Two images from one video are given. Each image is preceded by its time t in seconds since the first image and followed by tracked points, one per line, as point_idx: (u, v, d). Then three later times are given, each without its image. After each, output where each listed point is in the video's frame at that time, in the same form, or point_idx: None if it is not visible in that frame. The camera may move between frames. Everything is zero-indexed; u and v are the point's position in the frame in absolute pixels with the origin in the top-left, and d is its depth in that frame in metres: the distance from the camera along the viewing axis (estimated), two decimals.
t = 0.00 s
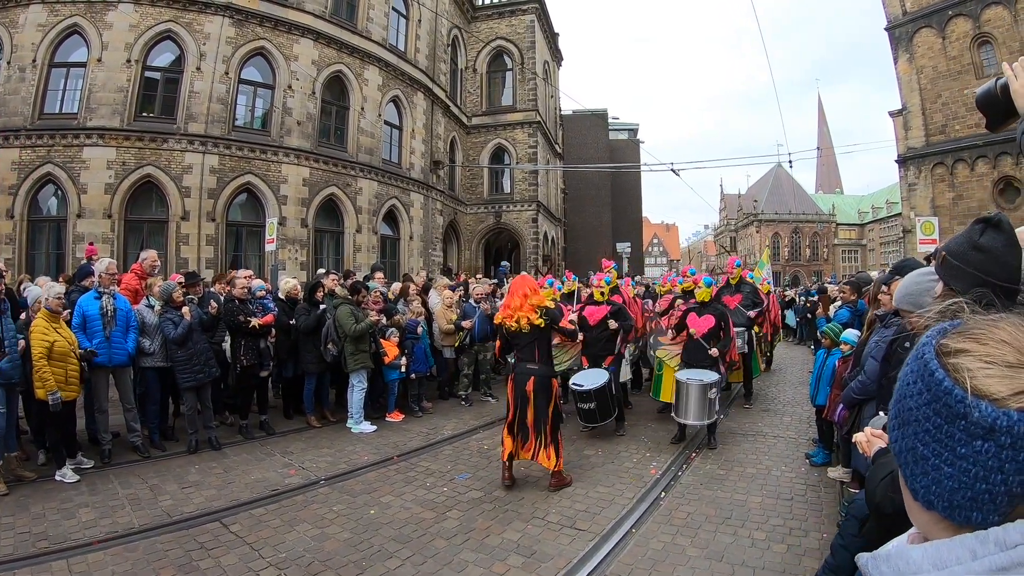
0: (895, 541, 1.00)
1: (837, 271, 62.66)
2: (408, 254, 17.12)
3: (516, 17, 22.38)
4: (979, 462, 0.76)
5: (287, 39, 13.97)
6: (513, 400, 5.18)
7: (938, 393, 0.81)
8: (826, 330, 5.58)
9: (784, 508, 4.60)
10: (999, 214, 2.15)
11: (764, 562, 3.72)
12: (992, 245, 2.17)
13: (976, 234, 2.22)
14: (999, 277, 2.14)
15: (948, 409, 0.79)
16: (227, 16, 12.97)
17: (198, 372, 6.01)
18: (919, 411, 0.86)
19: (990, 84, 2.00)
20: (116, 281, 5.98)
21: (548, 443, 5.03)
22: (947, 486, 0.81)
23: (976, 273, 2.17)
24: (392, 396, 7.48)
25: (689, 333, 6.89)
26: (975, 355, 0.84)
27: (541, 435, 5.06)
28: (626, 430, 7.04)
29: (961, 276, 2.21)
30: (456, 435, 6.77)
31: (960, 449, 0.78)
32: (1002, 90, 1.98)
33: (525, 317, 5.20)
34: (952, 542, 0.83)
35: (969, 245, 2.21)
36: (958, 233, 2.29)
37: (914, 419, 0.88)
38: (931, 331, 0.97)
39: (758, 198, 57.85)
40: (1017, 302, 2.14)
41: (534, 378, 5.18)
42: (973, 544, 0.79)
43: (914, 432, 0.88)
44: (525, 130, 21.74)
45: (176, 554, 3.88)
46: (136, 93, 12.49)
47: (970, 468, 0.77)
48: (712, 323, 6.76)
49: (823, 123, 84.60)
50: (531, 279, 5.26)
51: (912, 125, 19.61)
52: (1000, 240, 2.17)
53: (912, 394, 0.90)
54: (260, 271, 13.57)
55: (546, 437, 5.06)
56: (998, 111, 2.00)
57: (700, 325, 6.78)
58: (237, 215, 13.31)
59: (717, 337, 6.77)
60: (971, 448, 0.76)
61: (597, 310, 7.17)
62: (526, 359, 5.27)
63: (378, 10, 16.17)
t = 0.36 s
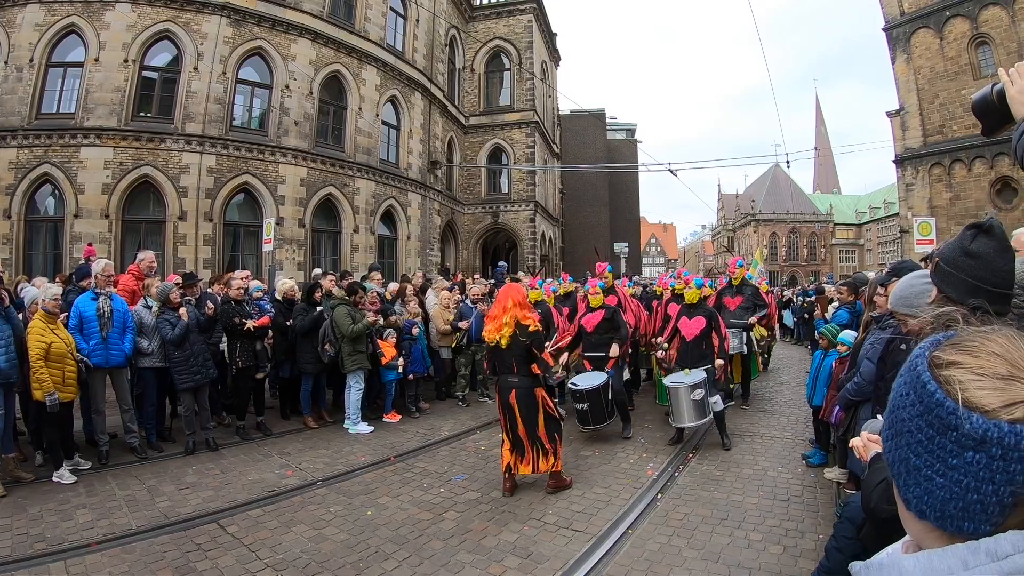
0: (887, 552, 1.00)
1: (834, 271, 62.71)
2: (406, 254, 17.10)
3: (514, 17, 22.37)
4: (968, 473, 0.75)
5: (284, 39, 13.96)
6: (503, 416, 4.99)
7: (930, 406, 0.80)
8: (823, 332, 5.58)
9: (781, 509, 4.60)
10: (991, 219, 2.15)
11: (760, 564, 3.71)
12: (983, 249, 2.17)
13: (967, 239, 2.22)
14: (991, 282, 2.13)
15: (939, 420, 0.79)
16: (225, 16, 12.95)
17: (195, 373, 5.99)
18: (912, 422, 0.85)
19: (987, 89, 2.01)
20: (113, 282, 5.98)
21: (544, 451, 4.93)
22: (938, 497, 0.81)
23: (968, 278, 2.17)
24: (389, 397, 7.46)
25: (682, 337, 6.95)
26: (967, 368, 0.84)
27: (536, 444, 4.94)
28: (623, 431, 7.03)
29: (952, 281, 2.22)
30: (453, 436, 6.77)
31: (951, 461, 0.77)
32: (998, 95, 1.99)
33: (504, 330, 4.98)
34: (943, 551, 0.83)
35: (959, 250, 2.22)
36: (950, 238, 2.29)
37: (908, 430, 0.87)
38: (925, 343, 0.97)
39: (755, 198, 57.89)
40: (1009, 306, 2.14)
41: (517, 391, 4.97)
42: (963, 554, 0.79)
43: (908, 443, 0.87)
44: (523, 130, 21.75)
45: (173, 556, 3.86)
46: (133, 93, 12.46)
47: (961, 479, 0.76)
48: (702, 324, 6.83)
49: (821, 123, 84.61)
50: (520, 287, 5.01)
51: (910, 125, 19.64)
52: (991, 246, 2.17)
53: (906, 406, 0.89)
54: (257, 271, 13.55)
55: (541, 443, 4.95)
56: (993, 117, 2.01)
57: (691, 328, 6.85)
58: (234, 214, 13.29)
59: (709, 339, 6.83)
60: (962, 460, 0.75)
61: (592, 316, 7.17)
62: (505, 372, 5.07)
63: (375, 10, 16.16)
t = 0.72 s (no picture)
0: None
1: (830, 271, 62.86)
2: (402, 254, 17.07)
3: (511, 17, 22.36)
4: (996, 497, 0.75)
5: (281, 39, 13.93)
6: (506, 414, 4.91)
7: (962, 430, 0.78)
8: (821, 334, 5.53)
9: (778, 512, 4.60)
10: (996, 230, 2.14)
11: (757, 567, 3.71)
12: (987, 260, 2.16)
13: (971, 248, 2.21)
14: (993, 293, 2.13)
15: (968, 443, 0.77)
16: (221, 16, 12.91)
17: (191, 376, 5.95)
18: (939, 444, 0.83)
19: (991, 98, 2.00)
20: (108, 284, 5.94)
21: (541, 459, 4.74)
22: (966, 520, 0.80)
23: (970, 288, 2.16)
24: (385, 399, 7.45)
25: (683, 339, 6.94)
26: (998, 391, 0.82)
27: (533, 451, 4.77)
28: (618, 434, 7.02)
29: (954, 290, 2.21)
30: (450, 439, 6.75)
31: (979, 485, 0.77)
32: (1002, 104, 1.97)
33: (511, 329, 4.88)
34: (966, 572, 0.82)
35: (964, 259, 2.21)
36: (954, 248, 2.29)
37: (934, 452, 0.85)
38: (951, 363, 0.94)
39: (752, 198, 57.97)
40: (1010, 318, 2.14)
41: (522, 389, 4.86)
42: None
43: (932, 463, 0.85)
44: (520, 130, 21.74)
45: (170, 561, 3.84)
46: (129, 93, 12.42)
47: (989, 503, 0.76)
48: (701, 325, 6.82)
49: (818, 124, 84.81)
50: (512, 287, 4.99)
51: (906, 126, 19.68)
52: (995, 256, 2.17)
53: (932, 426, 0.87)
54: (253, 272, 13.51)
55: (539, 451, 4.77)
56: (998, 125, 2.00)
57: (691, 329, 6.85)
58: (231, 215, 13.25)
59: (710, 338, 6.83)
60: (990, 484, 0.75)
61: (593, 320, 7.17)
62: (512, 369, 4.99)
63: (372, 10, 16.14)
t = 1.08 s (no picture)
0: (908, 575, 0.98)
1: (828, 272, 62.93)
2: (399, 255, 17.05)
3: (509, 17, 22.37)
4: (1001, 503, 0.74)
5: (278, 39, 13.91)
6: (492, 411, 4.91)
7: (965, 436, 0.78)
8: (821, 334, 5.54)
9: (776, 513, 4.60)
10: (998, 234, 2.13)
11: (756, 569, 3.71)
12: (990, 263, 2.16)
13: (973, 251, 2.21)
14: (996, 297, 2.13)
15: (973, 450, 0.77)
16: (218, 16, 12.90)
17: (188, 377, 5.93)
18: (943, 450, 0.83)
19: (992, 102, 1.99)
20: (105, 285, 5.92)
21: (518, 461, 4.69)
22: (969, 526, 0.79)
23: (972, 291, 2.16)
24: (383, 400, 7.44)
25: (677, 340, 6.93)
26: (1000, 399, 0.81)
27: (511, 451, 4.73)
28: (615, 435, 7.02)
29: (957, 293, 2.21)
30: (448, 440, 6.74)
31: (984, 491, 0.76)
32: (1004, 109, 1.97)
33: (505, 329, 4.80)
34: None
35: (966, 263, 2.21)
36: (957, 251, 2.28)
37: (938, 458, 0.84)
38: (951, 369, 0.94)
39: (749, 198, 58.04)
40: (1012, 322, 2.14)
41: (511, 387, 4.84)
42: None
43: (936, 469, 0.85)
44: (517, 131, 21.74)
45: (167, 564, 3.82)
46: (126, 93, 12.40)
47: (992, 508, 0.76)
48: (698, 327, 6.81)
49: (815, 124, 84.94)
50: (515, 284, 4.89)
51: (904, 127, 19.71)
52: (998, 260, 2.16)
53: (935, 432, 0.86)
54: (251, 272, 13.49)
55: (517, 452, 4.71)
56: (999, 130, 2.01)
57: (686, 330, 6.85)
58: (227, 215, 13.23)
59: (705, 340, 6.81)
60: (993, 490, 0.75)
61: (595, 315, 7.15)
62: (506, 367, 4.96)
63: (370, 10, 16.12)
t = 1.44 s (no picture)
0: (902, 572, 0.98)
1: (826, 272, 62.95)
2: (398, 255, 17.06)
3: (507, 17, 22.39)
4: (989, 502, 0.75)
5: (276, 39, 13.90)
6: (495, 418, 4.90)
7: (955, 435, 0.78)
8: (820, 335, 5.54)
9: (776, 513, 4.60)
10: (996, 233, 2.13)
11: (755, 568, 3.71)
12: (987, 263, 2.17)
13: (971, 251, 2.21)
14: (993, 295, 2.12)
15: (963, 449, 0.77)
16: (217, 16, 12.89)
17: (186, 377, 5.93)
18: (934, 449, 0.83)
19: (991, 102, 2.00)
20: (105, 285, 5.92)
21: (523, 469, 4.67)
22: (962, 523, 0.79)
23: (970, 290, 2.16)
24: (382, 399, 7.44)
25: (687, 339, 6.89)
26: (991, 398, 0.81)
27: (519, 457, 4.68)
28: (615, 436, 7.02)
29: (955, 292, 2.21)
30: (447, 440, 6.74)
31: (973, 489, 0.76)
32: (1002, 108, 1.97)
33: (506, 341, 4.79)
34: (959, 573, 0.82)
35: (963, 262, 2.21)
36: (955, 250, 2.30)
37: (929, 456, 0.84)
38: (941, 370, 0.94)
39: (748, 199, 58.08)
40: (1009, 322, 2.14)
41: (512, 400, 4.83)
42: None
43: (927, 467, 0.85)
44: (516, 131, 21.76)
45: (167, 564, 3.82)
46: (124, 92, 12.39)
47: (983, 506, 0.76)
48: (709, 327, 6.74)
49: (814, 124, 85.04)
50: (512, 293, 4.91)
51: (903, 127, 19.74)
52: (995, 259, 2.16)
53: (927, 431, 0.86)
54: (250, 272, 13.48)
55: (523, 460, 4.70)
56: (997, 129, 2.01)
57: (696, 330, 6.80)
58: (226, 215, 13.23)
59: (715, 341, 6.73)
60: (984, 488, 0.75)
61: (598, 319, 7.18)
62: (502, 380, 4.94)
63: (369, 9, 16.12)
